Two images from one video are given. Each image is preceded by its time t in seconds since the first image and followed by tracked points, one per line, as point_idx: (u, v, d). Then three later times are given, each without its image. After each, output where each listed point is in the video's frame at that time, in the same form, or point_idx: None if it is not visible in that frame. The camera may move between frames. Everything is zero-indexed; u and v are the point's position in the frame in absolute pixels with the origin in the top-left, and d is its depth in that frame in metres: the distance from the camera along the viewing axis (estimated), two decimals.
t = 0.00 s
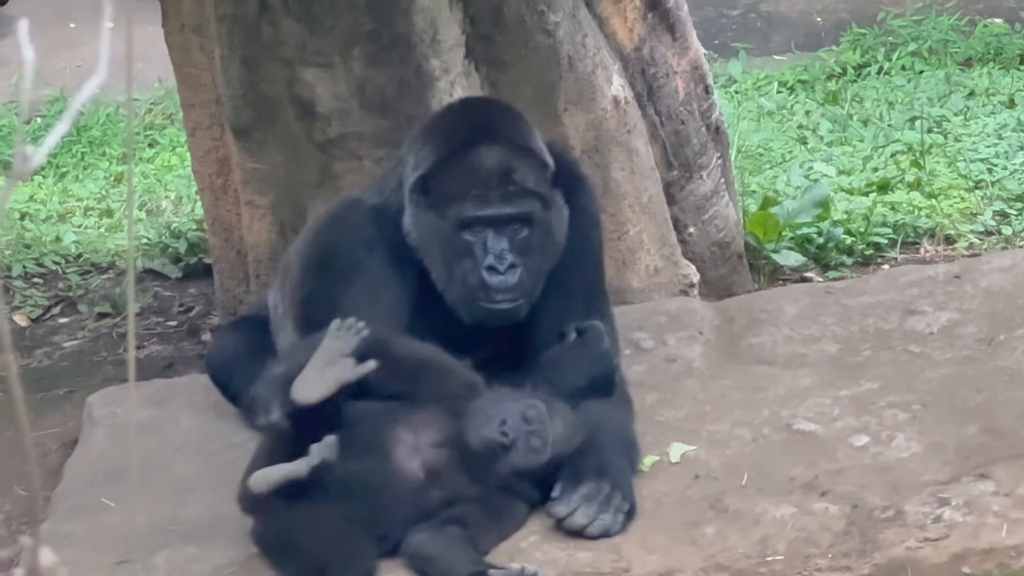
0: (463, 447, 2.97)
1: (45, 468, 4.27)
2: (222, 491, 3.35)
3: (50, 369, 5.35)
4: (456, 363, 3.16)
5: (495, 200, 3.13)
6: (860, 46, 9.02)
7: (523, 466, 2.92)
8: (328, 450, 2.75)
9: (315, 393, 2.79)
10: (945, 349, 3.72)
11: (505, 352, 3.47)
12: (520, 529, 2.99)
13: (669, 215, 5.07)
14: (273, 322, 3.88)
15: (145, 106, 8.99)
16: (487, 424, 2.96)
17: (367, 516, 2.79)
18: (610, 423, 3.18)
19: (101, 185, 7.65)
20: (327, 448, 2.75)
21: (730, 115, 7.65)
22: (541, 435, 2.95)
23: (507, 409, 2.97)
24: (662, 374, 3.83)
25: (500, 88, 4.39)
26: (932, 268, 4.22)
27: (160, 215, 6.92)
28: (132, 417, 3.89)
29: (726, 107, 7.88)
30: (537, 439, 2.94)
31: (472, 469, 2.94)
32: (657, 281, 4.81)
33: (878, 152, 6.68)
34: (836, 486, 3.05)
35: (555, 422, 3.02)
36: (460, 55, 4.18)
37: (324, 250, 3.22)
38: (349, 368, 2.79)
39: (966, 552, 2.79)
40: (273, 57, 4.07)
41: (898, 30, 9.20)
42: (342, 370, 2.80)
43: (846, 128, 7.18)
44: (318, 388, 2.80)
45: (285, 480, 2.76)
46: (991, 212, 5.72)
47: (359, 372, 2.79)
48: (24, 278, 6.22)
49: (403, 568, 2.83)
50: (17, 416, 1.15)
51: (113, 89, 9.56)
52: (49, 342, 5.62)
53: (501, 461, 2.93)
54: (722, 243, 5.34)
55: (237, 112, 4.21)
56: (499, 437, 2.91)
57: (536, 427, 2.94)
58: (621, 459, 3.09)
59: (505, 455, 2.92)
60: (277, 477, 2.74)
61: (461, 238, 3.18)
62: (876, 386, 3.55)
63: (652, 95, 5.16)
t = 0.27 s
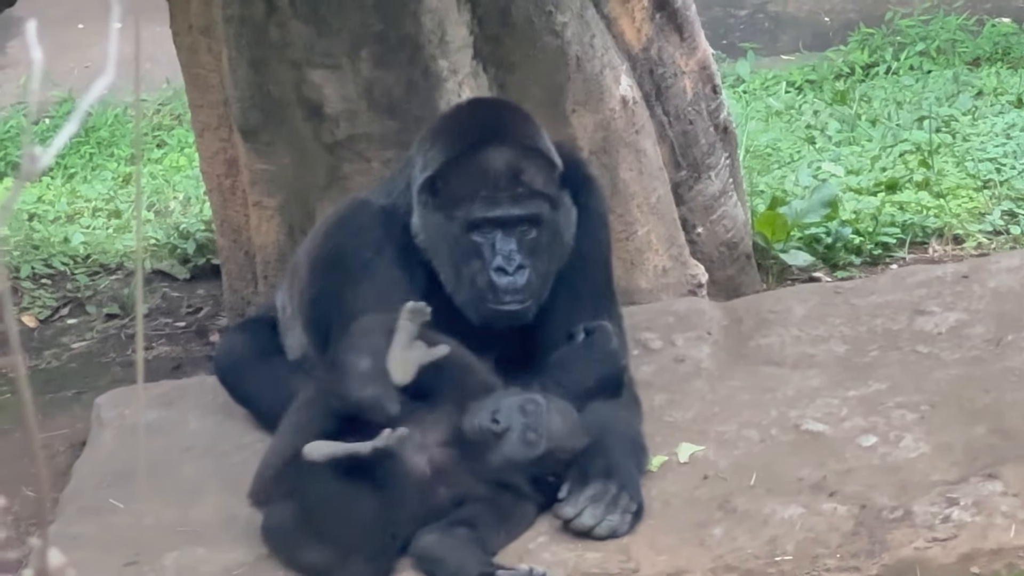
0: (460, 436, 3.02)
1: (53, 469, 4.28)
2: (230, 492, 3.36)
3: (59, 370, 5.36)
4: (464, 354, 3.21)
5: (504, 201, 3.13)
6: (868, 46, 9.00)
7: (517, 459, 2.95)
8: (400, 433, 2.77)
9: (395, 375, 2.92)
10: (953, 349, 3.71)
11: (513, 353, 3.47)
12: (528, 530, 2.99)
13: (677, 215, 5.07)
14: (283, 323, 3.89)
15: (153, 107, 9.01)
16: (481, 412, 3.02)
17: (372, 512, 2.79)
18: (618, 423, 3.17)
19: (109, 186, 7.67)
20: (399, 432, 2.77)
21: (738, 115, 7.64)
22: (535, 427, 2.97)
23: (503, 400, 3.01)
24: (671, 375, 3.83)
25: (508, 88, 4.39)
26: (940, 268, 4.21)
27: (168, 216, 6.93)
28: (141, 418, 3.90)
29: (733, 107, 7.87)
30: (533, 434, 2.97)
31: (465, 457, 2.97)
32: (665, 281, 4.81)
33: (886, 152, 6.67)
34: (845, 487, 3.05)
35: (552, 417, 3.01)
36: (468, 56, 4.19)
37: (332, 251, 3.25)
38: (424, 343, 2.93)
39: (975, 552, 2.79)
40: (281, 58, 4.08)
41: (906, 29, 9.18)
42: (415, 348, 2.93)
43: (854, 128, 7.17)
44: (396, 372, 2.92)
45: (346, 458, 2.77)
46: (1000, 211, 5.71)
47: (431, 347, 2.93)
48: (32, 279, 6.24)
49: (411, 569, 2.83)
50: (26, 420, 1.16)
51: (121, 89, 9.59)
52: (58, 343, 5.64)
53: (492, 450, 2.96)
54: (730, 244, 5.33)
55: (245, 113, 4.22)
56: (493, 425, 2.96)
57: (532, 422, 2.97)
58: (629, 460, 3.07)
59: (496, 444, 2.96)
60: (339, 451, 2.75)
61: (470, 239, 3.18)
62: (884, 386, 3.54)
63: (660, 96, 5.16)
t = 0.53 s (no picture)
0: (462, 433, 3.05)
1: (62, 467, 4.30)
2: (239, 490, 3.38)
3: (68, 368, 5.39)
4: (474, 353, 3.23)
5: (513, 199, 3.14)
6: (874, 44, 8.99)
7: (516, 454, 2.95)
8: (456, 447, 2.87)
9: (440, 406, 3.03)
10: (960, 346, 3.72)
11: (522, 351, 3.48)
12: (536, 527, 3.01)
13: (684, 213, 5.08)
14: (292, 321, 3.90)
15: (161, 106, 9.04)
16: (482, 409, 3.05)
17: (381, 511, 2.80)
18: (626, 421, 3.18)
19: (118, 184, 7.70)
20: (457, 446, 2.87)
21: (745, 113, 7.64)
22: (534, 424, 2.98)
23: (503, 398, 3.04)
24: (678, 373, 3.84)
25: (516, 87, 4.40)
26: (948, 266, 4.21)
27: (177, 215, 6.96)
28: (149, 416, 3.92)
29: (741, 105, 7.87)
30: (532, 428, 2.97)
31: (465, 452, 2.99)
32: (672, 279, 4.82)
33: (893, 149, 6.67)
34: (852, 483, 3.05)
35: (552, 414, 3.01)
36: (475, 55, 4.20)
37: (342, 251, 3.26)
38: (462, 366, 3.11)
39: (982, 549, 2.79)
40: (289, 57, 4.10)
41: (912, 27, 9.17)
42: (453, 374, 3.10)
43: (861, 126, 7.18)
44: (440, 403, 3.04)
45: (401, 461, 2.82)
46: (1007, 209, 5.70)
47: (466, 371, 3.13)
48: (41, 278, 6.27)
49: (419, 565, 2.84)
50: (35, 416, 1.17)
51: (130, 88, 9.62)
52: (66, 341, 5.66)
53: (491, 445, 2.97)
54: (738, 241, 5.34)
55: (253, 112, 4.24)
56: (491, 421, 2.99)
57: (530, 416, 2.98)
58: (636, 458, 3.09)
59: (493, 439, 2.97)
60: (401, 455, 2.80)
61: (479, 237, 3.20)
62: (892, 383, 3.55)
63: (668, 94, 5.17)
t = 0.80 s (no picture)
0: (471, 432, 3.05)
1: (70, 464, 4.32)
2: (247, 487, 3.38)
3: (75, 365, 5.40)
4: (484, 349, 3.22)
5: (523, 195, 3.14)
6: (883, 40, 8.97)
7: (524, 451, 2.96)
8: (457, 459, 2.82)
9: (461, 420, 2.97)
10: (968, 342, 3.71)
11: (529, 347, 3.48)
12: (544, 524, 3.02)
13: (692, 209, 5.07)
14: (299, 318, 3.90)
15: (169, 102, 9.05)
16: (489, 408, 3.05)
17: (389, 509, 2.79)
18: (633, 417, 3.18)
19: (125, 181, 7.71)
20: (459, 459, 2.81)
21: (753, 109, 7.63)
22: (541, 420, 2.98)
23: (510, 397, 3.04)
24: (687, 369, 3.83)
25: (523, 83, 4.40)
26: (955, 261, 4.20)
27: (184, 211, 6.97)
28: (157, 413, 3.92)
29: (748, 101, 7.86)
30: (541, 428, 2.98)
31: (474, 451, 2.99)
32: (680, 275, 4.81)
33: (901, 145, 6.65)
34: (860, 480, 3.05)
35: (558, 411, 3.01)
36: (483, 51, 4.20)
37: (350, 246, 3.26)
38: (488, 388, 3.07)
39: (990, 544, 2.79)
40: (297, 53, 4.11)
41: (920, 23, 9.14)
42: (477, 393, 3.06)
43: (869, 122, 7.16)
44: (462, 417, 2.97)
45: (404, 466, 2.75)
46: (1015, 205, 5.69)
47: (488, 393, 3.09)
48: (49, 275, 6.28)
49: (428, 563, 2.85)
50: (43, 413, 1.18)
51: (138, 85, 9.63)
52: (74, 338, 5.68)
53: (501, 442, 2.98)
54: (746, 238, 5.33)
55: (261, 108, 4.24)
56: (501, 418, 2.99)
57: (541, 415, 2.98)
58: (643, 454, 3.09)
59: (501, 437, 2.98)
60: (405, 459, 2.73)
61: (489, 234, 3.19)
62: (900, 379, 3.55)
63: (676, 90, 5.17)
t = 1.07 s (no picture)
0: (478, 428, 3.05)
1: (80, 460, 4.34)
2: (256, 483, 3.40)
3: (85, 361, 5.42)
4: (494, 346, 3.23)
5: (532, 191, 3.15)
6: (891, 35, 8.95)
7: (531, 449, 2.96)
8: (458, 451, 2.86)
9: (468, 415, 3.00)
10: (978, 337, 3.71)
11: (538, 343, 3.49)
12: (553, 520, 3.02)
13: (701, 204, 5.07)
14: (309, 314, 3.90)
15: (178, 98, 9.07)
16: (497, 404, 3.06)
17: (397, 506, 2.79)
18: (642, 413, 3.19)
19: (134, 177, 7.74)
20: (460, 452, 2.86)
21: (761, 104, 7.62)
22: (550, 419, 2.99)
23: (520, 394, 3.05)
24: (696, 364, 3.84)
25: (532, 79, 4.40)
26: (964, 257, 4.20)
27: (193, 208, 6.99)
28: (166, 408, 3.94)
29: (757, 97, 7.85)
30: (548, 425, 2.98)
31: (479, 446, 3.00)
32: (689, 270, 4.82)
33: (910, 141, 6.64)
34: (870, 475, 3.05)
35: (568, 411, 3.02)
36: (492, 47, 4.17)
37: (358, 242, 3.26)
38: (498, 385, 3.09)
39: (1000, 540, 2.80)
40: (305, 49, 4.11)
41: (929, 19, 9.12)
42: (487, 389, 3.07)
43: (878, 117, 7.15)
44: (470, 410, 3.00)
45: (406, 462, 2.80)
46: None
47: (500, 388, 3.10)
48: (58, 271, 6.31)
49: (437, 559, 2.86)
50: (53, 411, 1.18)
51: (147, 81, 9.66)
52: (84, 334, 5.70)
53: (507, 438, 2.99)
54: (755, 233, 5.33)
55: (270, 104, 4.25)
56: (508, 414, 3.01)
57: (547, 411, 2.99)
58: (653, 450, 3.10)
59: (508, 433, 2.98)
60: (407, 454, 2.78)
61: (499, 229, 3.20)
62: (908, 374, 3.55)
63: (684, 85, 5.17)
